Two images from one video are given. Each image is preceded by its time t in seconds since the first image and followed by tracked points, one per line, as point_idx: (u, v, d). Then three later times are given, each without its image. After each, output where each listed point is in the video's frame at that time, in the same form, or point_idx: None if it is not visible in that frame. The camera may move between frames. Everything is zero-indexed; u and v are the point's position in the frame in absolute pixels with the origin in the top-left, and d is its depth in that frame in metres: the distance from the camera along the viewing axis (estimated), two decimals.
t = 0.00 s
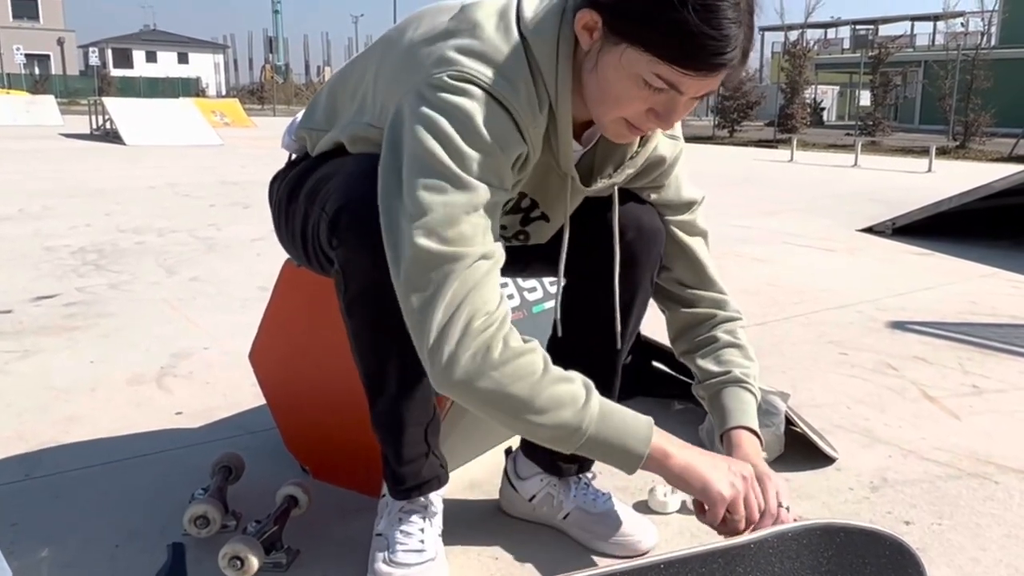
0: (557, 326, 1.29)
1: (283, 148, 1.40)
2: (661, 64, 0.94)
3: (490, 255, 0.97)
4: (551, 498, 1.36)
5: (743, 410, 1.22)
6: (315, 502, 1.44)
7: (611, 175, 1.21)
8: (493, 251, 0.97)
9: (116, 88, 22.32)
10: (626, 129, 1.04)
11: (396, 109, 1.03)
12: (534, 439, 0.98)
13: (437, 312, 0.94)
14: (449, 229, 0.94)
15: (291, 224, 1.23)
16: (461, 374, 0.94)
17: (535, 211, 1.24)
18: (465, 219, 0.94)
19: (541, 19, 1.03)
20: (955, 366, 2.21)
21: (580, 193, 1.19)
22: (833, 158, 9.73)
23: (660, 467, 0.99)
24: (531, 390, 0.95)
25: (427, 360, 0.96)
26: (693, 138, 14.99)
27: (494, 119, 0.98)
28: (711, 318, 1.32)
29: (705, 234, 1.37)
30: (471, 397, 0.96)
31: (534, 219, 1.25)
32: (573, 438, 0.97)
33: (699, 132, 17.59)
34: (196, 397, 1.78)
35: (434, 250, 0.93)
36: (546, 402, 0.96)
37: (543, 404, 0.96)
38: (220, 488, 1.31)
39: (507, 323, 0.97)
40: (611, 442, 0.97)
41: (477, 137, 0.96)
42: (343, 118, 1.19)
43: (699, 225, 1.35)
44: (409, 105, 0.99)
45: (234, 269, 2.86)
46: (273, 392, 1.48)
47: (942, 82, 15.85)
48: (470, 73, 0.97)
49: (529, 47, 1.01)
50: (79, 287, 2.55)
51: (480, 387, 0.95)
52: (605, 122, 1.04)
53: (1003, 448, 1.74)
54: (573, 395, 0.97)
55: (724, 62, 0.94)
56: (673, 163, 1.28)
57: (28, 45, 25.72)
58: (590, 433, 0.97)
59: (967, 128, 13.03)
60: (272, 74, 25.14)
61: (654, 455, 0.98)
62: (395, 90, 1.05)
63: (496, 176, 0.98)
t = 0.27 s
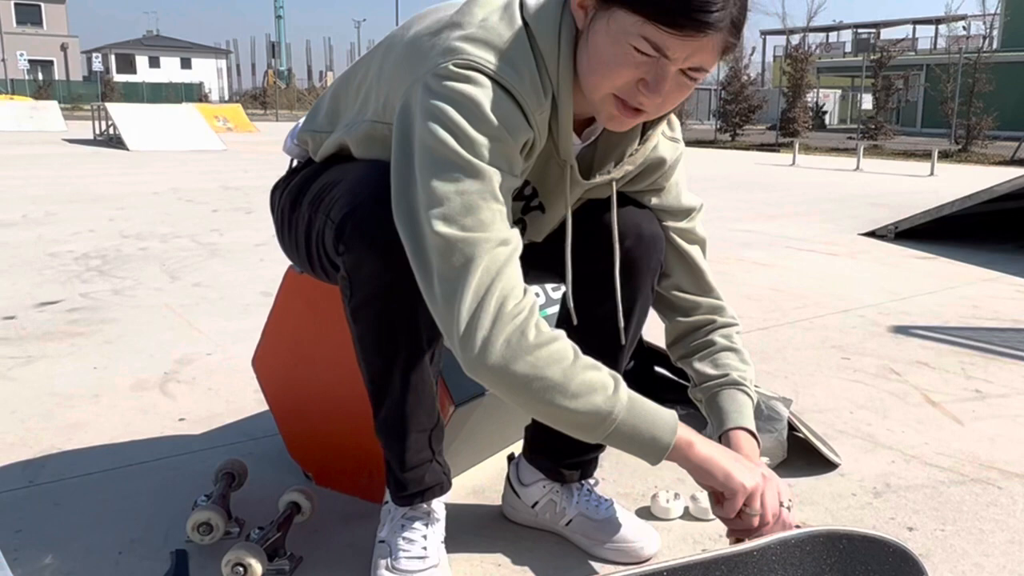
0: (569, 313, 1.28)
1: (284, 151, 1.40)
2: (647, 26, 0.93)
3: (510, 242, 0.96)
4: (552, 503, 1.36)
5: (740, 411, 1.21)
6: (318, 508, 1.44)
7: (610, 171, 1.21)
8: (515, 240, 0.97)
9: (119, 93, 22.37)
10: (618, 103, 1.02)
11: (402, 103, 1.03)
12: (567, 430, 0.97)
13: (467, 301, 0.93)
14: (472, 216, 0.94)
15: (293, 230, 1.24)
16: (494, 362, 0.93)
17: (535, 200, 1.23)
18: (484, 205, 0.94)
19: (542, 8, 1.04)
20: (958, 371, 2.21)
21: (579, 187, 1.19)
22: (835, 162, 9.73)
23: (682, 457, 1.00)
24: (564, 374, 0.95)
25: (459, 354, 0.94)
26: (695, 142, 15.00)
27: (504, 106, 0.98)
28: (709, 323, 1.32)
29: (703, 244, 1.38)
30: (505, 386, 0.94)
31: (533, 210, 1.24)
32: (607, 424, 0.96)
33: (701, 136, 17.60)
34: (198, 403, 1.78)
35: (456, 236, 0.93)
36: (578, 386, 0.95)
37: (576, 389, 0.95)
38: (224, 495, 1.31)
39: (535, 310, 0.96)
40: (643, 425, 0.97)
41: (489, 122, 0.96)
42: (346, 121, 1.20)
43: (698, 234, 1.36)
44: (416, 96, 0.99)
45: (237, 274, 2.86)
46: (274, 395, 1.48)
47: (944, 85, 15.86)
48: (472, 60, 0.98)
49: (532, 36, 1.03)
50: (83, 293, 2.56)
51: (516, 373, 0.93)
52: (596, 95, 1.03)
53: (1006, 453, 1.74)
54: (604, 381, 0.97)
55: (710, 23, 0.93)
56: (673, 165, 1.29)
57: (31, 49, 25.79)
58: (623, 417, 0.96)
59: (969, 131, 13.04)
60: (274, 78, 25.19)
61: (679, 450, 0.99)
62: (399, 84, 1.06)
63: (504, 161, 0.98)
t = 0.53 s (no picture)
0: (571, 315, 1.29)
1: (290, 157, 1.40)
2: None
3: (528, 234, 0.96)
4: (556, 510, 1.36)
5: (739, 419, 1.20)
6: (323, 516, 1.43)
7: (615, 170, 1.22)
8: (534, 232, 0.97)
9: (123, 100, 22.45)
10: (617, 84, 1.03)
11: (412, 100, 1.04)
12: (593, 423, 0.97)
13: (490, 294, 0.93)
14: (490, 209, 0.94)
15: (300, 237, 1.24)
16: (520, 354, 0.92)
17: (539, 196, 1.23)
18: (500, 197, 0.94)
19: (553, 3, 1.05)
20: (963, 376, 2.20)
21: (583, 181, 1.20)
22: (839, 166, 9.72)
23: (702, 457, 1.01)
24: (588, 367, 0.95)
25: (485, 347, 0.93)
26: (699, 147, 15.00)
27: (516, 101, 0.99)
28: (709, 330, 1.32)
29: (704, 252, 1.38)
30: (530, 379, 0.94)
31: (535, 208, 1.24)
32: (632, 415, 0.96)
33: (704, 141, 17.60)
34: (203, 411, 1.78)
35: (473, 229, 0.93)
36: (603, 377, 0.95)
37: (601, 380, 0.95)
38: (230, 503, 1.31)
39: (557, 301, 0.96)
40: (667, 416, 0.97)
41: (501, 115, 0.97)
42: (354, 124, 1.20)
43: (699, 242, 1.37)
44: (425, 91, 1.00)
45: (242, 281, 2.87)
46: (279, 398, 1.48)
47: (947, 89, 15.85)
48: (480, 53, 0.98)
49: (541, 30, 1.04)
50: (88, 300, 2.56)
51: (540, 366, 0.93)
52: (595, 75, 1.03)
53: (1012, 460, 1.73)
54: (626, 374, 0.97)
55: None
56: (678, 169, 1.29)
57: (35, 56, 25.88)
58: (648, 407, 0.96)
59: (973, 135, 13.02)
60: (278, 85, 25.27)
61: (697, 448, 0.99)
62: (406, 81, 1.06)
63: (517, 154, 0.98)
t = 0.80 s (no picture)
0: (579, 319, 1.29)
1: (299, 163, 1.41)
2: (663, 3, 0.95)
3: (540, 239, 0.96)
4: (562, 517, 1.37)
5: (745, 427, 1.20)
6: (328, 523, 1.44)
7: (624, 176, 1.22)
8: (546, 237, 0.97)
9: (128, 107, 22.54)
10: (632, 90, 1.03)
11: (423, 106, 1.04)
12: (605, 429, 0.97)
13: (503, 298, 0.93)
14: (502, 213, 0.94)
15: (308, 245, 1.24)
16: (533, 358, 0.93)
17: (548, 203, 1.23)
18: (513, 201, 0.95)
19: (564, 10, 1.06)
20: (969, 381, 2.20)
21: (593, 187, 1.20)
22: (843, 171, 9.71)
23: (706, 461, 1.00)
24: (600, 372, 0.95)
25: (498, 351, 0.94)
26: (702, 152, 15.00)
27: (528, 107, 0.99)
28: (714, 338, 1.32)
29: (709, 260, 1.39)
30: (543, 384, 0.94)
31: (545, 214, 1.24)
32: (643, 421, 0.96)
33: (708, 145, 17.60)
34: (210, 418, 1.79)
35: (487, 233, 0.93)
36: (615, 382, 0.95)
37: (612, 386, 0.95)
38: (236, 510, 1.31)
39: (569, 307, 0.96)
40: (678, 423, 0.97)
41: (513, 120, 0.97)
42: (363, 131, 1.20)
43: (705, 250, 1.38)
44: (437, 96, 1.00)
45: (247, 288, 2.87)
46: (287, 404, 1.49)
47: (951, 92, 15.84)
48: (492, 59, 0.99)
49: (553, 36, 1.04)
50: (95, 307, 2.57)
51: (553, 371, 0.93)
52: (608, 82, 1.04)
53: (1018, 465, 1.73)
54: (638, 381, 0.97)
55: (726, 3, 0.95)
56: (685, 176, 1.30)
57: (41, 63, 25.99)
58: (658, 413, 0.97)
59: (977, 139, 13.01)
60: (282, 91, 25.35)
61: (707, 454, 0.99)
62: (417, 87, 1.07)
63: (529, 159, 0.99)
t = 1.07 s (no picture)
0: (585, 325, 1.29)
1: (304, 170, 1.42)
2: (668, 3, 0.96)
3: (555, 240, 0.96)
4: (568, 524, 1.36)
5: (748, 432, 1.20)
6: (334, 529, 1.44)
7: (631, 181, 1.23)
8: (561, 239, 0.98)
9: (135, 114, 22.64)
10: (639, 91, 1.04)
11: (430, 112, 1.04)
12: (624, 432, 0.96)
13: (521, 299, 0.92)
14: (517, 214, 0.94)
15: (315, 251, 1.25)
16: (554, 359, 0.92)
17: (554, 208, 1.24)
18: (526, 204, 0.95)
19: (570, 15, 1.07)
20: (975, 385, 2.19)
21: (600, 193, 1.20)
22: (849, 175, 9.70)
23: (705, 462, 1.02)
24: (617, 374, 0.95)
25: (518, 352, 0.93)
26: (707, 156, 15.00)
27: (537, 111, 1.00)
28: (718, 343, 1.32)
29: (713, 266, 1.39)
30: (563, 387, 0.94)
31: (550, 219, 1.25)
32: (661, 421, 0.96)
33: (713, 149, 17.59)
34: (216, 425, 1.79)
35: (504, 234, 0.93)
36: (633, 383, 0.95)
37: (630, 388, 0.95)
38: (242, 517, 1.31)
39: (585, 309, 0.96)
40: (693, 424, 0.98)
41: (524, 122, 0.97)
42: (370, 137, 1.21)
43: (709, 256, 1.38)
44: (447, 102, 1.00)
45: (253, 295, 2.88)
46: (293, 410, 1.49)
47: (956, 95, 15.81)
48: (501, 64, 0.99)
49: (559, 41, 1.05)
50: (102, 315, 2.58)
51: (573, 371, 0.93)
52: (616, 86, 1.04)
53: None
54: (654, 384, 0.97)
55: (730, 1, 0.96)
56: (691, 181, 1.30)
57: (48, 71, 26.12)
58: (676, 413, 0.97)
59: (983, 142, 12.98)
60: (288, 97, 25.44)
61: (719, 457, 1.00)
62: (424, 94, 1.07)
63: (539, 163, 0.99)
